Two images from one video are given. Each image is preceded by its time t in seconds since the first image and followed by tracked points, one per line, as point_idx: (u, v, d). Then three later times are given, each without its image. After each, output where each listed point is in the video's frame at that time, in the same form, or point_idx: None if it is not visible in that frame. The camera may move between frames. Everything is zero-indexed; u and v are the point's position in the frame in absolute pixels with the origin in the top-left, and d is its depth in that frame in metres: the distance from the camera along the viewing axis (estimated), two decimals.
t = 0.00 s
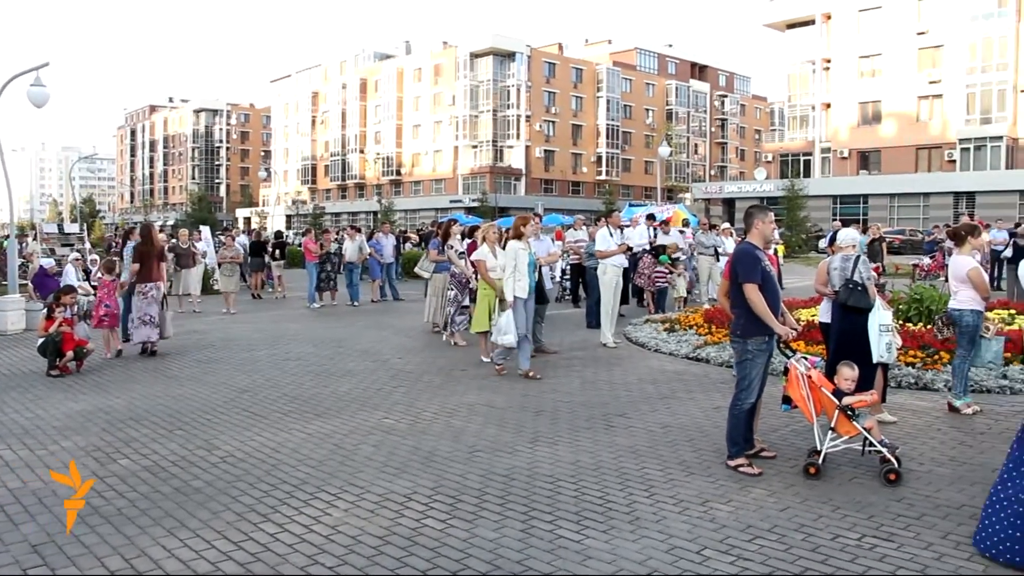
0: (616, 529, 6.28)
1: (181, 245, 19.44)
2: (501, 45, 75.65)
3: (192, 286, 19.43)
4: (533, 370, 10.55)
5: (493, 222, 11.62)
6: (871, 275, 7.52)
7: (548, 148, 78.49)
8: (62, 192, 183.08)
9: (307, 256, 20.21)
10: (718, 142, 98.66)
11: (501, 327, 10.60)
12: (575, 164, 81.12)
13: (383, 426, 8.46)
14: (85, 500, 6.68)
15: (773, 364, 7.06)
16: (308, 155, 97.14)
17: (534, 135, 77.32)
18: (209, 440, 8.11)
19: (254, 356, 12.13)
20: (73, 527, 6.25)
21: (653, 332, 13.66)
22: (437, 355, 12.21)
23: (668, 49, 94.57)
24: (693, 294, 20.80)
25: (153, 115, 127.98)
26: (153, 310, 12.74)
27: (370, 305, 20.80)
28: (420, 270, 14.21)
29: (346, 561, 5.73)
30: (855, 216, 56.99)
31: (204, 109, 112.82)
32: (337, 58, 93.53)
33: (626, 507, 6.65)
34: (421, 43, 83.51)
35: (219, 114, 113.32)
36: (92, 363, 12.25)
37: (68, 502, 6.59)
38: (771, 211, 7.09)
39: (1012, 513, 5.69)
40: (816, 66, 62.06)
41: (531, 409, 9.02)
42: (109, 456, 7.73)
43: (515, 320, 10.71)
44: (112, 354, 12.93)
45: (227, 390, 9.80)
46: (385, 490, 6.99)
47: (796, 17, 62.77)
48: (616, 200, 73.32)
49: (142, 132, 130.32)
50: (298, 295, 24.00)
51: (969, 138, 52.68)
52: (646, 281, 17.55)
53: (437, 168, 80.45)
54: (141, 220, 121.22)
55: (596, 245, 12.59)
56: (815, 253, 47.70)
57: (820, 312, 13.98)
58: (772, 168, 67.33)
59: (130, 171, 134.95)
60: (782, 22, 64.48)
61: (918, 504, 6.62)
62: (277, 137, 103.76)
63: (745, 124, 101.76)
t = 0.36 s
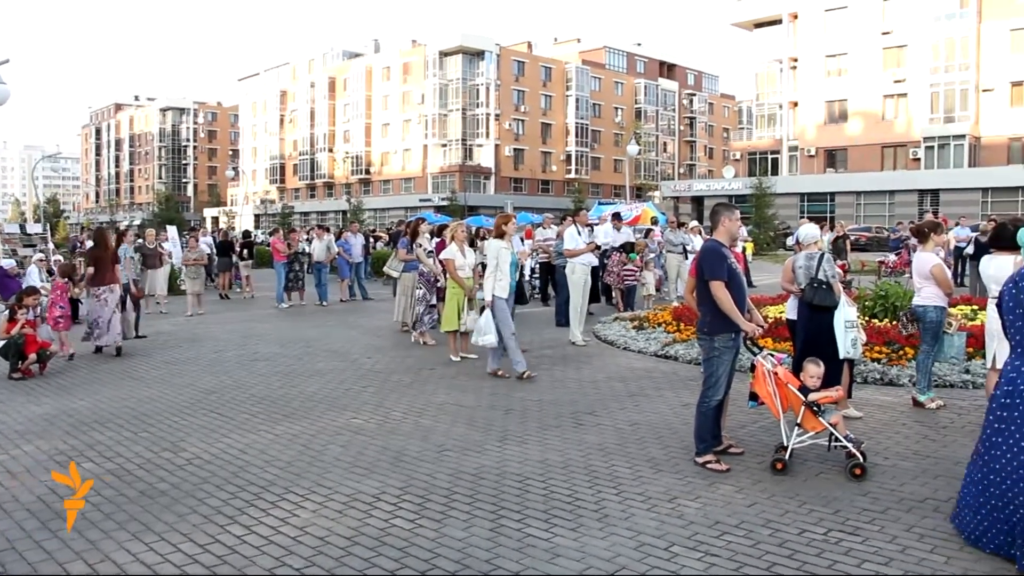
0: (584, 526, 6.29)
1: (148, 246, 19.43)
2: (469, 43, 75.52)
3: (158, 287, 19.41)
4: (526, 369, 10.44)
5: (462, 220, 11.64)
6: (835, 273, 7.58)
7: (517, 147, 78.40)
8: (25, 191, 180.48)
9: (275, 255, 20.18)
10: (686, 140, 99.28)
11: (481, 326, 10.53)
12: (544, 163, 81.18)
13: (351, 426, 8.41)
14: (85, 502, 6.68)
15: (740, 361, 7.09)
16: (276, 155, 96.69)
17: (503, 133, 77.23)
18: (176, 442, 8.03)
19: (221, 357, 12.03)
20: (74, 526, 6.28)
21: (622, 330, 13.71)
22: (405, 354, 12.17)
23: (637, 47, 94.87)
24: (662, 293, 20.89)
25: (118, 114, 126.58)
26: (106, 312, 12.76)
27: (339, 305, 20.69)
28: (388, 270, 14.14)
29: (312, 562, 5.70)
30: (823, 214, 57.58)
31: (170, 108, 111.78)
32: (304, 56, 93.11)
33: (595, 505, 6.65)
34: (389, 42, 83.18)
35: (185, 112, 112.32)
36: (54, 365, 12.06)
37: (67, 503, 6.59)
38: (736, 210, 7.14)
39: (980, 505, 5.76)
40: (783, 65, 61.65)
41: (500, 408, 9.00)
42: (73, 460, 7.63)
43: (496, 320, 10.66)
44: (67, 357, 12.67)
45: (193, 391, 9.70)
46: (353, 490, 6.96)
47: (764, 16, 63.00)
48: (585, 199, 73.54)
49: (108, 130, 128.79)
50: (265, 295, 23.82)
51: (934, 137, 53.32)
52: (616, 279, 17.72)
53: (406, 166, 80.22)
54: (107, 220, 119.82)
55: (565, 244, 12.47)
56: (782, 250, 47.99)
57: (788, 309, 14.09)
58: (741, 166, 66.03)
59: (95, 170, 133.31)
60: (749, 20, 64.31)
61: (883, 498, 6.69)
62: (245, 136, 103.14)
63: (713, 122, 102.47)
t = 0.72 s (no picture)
0: (553, 524, 6.29)
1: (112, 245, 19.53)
2: (439, 42, 75.28)
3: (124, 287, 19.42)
4: (502, 372, 10.22)
5: (430, 219, 11.59)
6: (801, 271, 7.69)
7: (485, 146, 78.39)
8: None
9: (241, 255, 20.05)
10: (654, 139, 99.86)
11: (472, 328, 10.43)
12: (513, 161, 81.19)
13: (319, 427, 8.37)
14: (86, 501, 6.65)
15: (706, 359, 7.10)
16: (243, 153, 96.26)
17: (472, 132, 77.18)
18: (141, 444, 7.94)
19: (185, 358, 11.91)
20: (74, 527, 6.25)
21: (591, 327, 13.76)
22: (375, 353, 12.12)
23: (606, 46, 95.17)
24: (629, 291, 20.96)
25: (83, 112, 125.13)
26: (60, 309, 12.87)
27: (307, 304, 20.56)
28: (358, 269, 14.14)
29: (278, 563, 5.66)
30: (789, 213, 58.08)
31: (136, 106, 110.65)
32: (272, 54, 92.69)
33: (563, 503, 6.66)
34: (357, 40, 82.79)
35: (151, 110, 111.23)
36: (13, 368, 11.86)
37: (68, 503, 6.53)
38: (703, 208, 7.10)
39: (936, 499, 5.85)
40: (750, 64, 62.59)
41: (469, 407, 8.99)
42: (33, 465, 7.51)
43: (485, 320, 10.60)
44: (23, 355, 12.64)
45: (158, 392, 9.60)
46: (321, 490, 6.92)
47: (730, 16, 63.64)
48: (554, 197, 73.65)
49: (72, 129, 127.23)
50: (232, 295, 23.64)
51: (899, 136, 54.03)
52: (586, 278, 17.73)
53: (374, 165, 79.97)
54: (71, 219, 118.24)
55: (531, 243, 12.59)
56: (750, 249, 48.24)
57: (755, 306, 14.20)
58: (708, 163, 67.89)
59: (59, 169, 131.55)
60: (717, 20, 65.03)
61: (849, 493, 6.75)
62: (212, 135, 102.62)
63: (681, 121, 103.29)
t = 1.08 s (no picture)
0: (515, 523, 6.29)
1: (70, 244, 19.50)
2: (402, 40, 75.11)
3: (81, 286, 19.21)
4: (466, 372, 10.21)
5: (391, 217, 11.58)
6: (760, 269, 7.78)
7: (449, 144, 78.28)
8: None
9: (201, 253, 19.89)
10: (617, 137, 100.41)
11: (460, 324, 9.98)
12: (475, 159, 81.15)
13: (279, 426, 8.30)
14: (86, 501, 6.56)
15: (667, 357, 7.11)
16: (205, 150, 95.47)
17: (435, 130, 77.00)
18: (98, 445, 7.82)
19: (144, 357, 11.75)
20: (74, 526, 6.20)
21: (554, 326, 13.79)
22: (337, 352, 12.05)
23: (569, 45, 95.51)
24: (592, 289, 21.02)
25: (39, 107, 123.03)
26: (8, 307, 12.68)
27: (268, 303, 20.41)
28: (321, 267, 14.09)
29: (239, 564, 5.59)
30: (750, 212, 58.64)
31: (94, 101, 109.11)
32: (234, 50, 92.02)
33: (525, 501, 6.66)
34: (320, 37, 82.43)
35: (110, 106, 109.78)
36: None
37: (68, 502, 6.46)
38: (665, 207, 7.12)
39: (889, 493, 5.89)
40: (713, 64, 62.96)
41: (431, 406, 8.97)
42: None
43: (468, 317, 10.21)
44: None
45: (115, 393, 9.46)
46: (281, 491, 6.85)
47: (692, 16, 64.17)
48: (517, 195, 73.74)
49: (27, 124, 124.99)
50: (193, 294, 23.41)
51: (858, 136, 54.81)
52: (549, 275, 17.56)
53: (337, 163, 79.67)
54: (27, 217, 116.33)
55: (491, 242, 12.47)
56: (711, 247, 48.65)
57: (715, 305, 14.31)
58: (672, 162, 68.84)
59: (14, 165, 129.21)
60: (679, 20, 65.43)
61: (809, 488, 6.82)
62: (172, 131, 101.60)
63: (644, 119, 104.05)
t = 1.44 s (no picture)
0: (474, 521, 6.27)
1: (21, 240, 19.15)
2: (363, 36, 74.68)
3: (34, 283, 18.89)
4: (468, 369, 10.13)
5: (350, 215, 11.51)
6: (718, 267, 7.86)
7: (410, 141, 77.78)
8: None
9: (159, 250, 19.66)
10: (578, 136, 100.76)
11: (428, 326, 9.94)
12: (437, 157, 80.59)
13: (237, 425, 8.21)
14: (85, 500, 6.52)
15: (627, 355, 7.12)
16: (162, 145, 94.35)
17: (397, 127, 76.42)
18: (51, 446, 7.68)
19: (99, 356, 11.56)
20: (74, 526, 6.13)
21: (515, 323, 13.79)
22: (296, 350, 11.95)
23: (530, 43, 95.67)
24: (551, 287, 21.05)
25: None
26: None
27: (227, 301, 20.20)
28: (283, 265, 14.10)
29: (194, 565, 5.51)
30: (710, 210, 59.22)
31: (47, 94, 107.20)
32: (192, 45, 91.04)
33: (484, 499, 6.65)
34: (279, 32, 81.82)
35: (63, 100, 107.93)
36: None
37: (68, 502, 6.42)
38: (623, 207, 7.14)
39: (842, 490, 5.96)
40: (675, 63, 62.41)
41: (390, 404, 8.93)
42: None
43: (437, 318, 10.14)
44: None
45: (68, 393, 9.29)
46: (238, 491, 6.76)
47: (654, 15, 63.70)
48: (478, 193, 73.56)
49: None
50: (149, 291, 23.10)
51: (816, 136, 55.76)
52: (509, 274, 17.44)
53: (297, 159, 79.14)
54: None
55: (455, 239, 12.38)
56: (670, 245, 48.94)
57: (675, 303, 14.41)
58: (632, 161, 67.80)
59: None
60: (641, 20, 65.30)
61: (766, 485, 6.89)
62: (129, 126, 100.25)
63: (604, 118, 104.62)
